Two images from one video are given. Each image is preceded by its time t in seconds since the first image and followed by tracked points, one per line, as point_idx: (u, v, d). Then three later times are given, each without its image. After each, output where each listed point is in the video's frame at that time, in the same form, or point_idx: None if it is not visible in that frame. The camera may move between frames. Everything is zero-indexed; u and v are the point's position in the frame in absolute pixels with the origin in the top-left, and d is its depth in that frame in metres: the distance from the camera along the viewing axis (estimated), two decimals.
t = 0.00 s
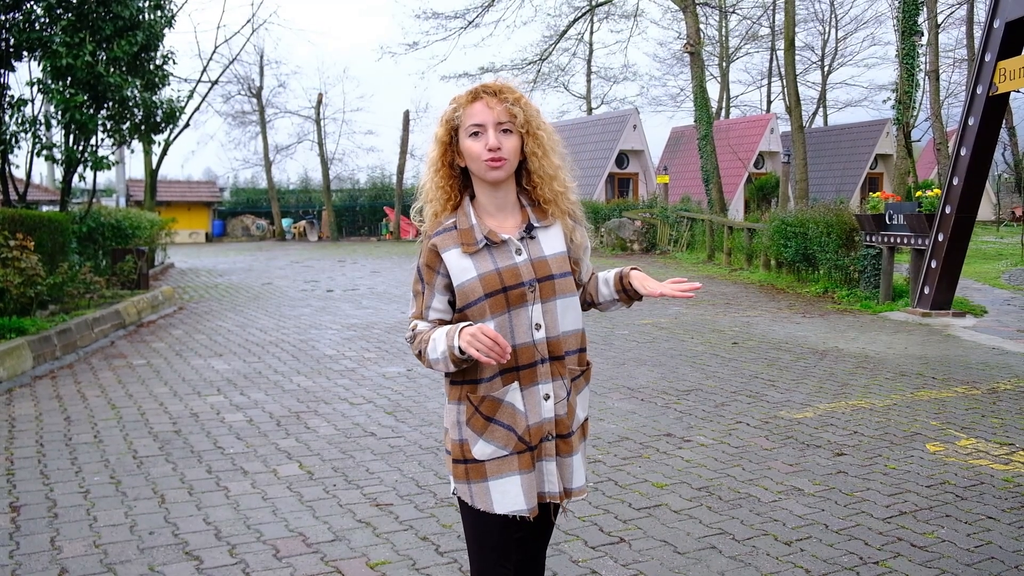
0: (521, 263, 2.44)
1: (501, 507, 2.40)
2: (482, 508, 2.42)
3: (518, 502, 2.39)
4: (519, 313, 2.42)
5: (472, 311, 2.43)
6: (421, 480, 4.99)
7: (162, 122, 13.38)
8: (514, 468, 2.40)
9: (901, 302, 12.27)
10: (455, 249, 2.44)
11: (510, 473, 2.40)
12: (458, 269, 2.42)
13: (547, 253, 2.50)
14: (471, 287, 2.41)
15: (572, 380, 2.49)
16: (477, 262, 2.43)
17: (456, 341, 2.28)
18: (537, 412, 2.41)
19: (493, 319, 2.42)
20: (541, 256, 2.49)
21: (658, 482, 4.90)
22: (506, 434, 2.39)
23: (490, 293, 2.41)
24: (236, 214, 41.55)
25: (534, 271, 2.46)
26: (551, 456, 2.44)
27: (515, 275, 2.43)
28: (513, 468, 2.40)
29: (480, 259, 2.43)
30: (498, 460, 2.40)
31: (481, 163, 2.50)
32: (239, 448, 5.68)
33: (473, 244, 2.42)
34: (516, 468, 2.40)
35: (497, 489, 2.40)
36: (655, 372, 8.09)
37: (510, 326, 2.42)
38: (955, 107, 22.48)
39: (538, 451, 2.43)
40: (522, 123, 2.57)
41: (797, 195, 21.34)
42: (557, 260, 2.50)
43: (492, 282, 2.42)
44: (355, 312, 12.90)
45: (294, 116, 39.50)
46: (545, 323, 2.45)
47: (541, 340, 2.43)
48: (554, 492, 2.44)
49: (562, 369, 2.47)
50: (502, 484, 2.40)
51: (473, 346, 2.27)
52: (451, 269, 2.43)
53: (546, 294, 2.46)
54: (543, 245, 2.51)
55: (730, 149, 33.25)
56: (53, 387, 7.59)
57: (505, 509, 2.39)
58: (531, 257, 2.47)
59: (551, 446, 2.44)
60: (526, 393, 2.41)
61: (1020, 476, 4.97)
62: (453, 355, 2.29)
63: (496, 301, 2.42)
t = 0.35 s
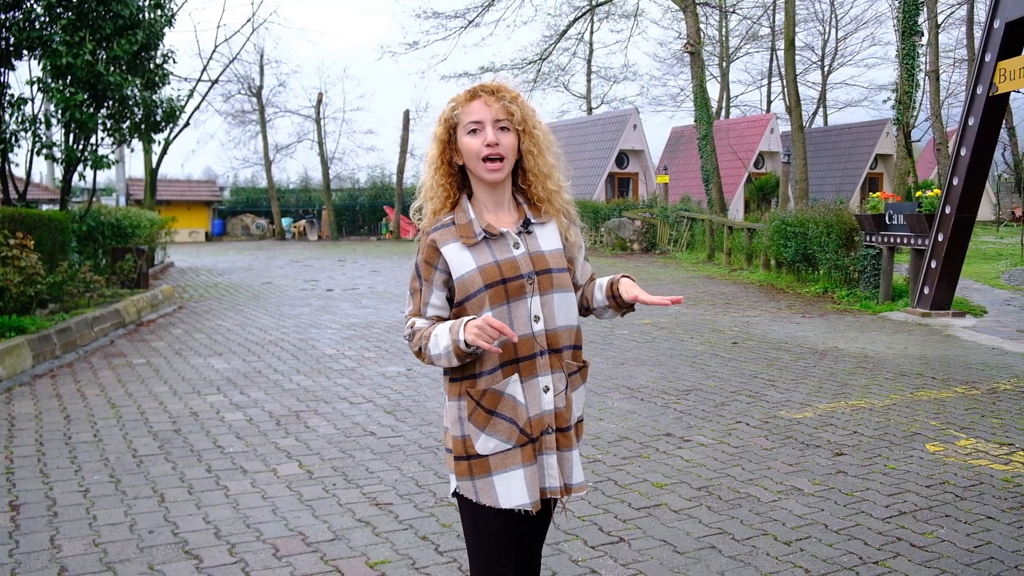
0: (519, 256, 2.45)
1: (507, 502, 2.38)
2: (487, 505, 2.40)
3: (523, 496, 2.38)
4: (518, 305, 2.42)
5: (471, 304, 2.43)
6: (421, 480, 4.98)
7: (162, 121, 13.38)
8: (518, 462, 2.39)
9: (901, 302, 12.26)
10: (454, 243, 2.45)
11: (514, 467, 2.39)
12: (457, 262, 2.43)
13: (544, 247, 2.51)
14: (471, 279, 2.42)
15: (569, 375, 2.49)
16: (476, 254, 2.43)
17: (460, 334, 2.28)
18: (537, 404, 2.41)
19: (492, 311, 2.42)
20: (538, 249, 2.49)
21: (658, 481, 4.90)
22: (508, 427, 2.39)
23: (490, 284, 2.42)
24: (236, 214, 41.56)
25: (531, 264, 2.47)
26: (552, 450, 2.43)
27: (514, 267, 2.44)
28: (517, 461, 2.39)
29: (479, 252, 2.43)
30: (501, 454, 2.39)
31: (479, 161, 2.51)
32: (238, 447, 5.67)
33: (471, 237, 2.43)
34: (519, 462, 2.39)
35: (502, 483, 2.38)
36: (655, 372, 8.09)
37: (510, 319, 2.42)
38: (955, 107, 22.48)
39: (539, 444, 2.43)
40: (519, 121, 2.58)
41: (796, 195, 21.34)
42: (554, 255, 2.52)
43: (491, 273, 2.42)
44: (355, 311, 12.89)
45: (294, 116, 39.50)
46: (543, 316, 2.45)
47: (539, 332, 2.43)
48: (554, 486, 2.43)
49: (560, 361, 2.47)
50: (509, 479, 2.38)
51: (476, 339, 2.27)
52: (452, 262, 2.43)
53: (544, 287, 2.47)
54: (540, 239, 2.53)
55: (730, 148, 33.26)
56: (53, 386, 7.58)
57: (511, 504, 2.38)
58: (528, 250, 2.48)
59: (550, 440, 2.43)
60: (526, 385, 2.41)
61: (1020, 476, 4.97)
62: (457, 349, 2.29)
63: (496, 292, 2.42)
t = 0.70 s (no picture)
0: (508, 256, 2.50)
1: (481, 478, 2.43)
2: (463, 480, 2.45)
3: (496, 472, 2.43)
4: (502, 300, 2.47)
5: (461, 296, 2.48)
6: (421, 482, 4.98)
7: (163, 122, 13.38)
8: (492, 441, 2.45)
9: (901, 306, 12.26)
10: (451, 239, 2.49)
11: (489, 445, 2.44)
12: (451, 257, 2.48)
13: (532, 252, 2.55)
14: (461, 272, 2.47)
15: (544, 368, 2.53)
16: (469, 250, 2.48)
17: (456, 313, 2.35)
18: (513, 390, 2.48)
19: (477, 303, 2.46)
20: (527, 253, 2.54)
21: (658, 484, 4.90)
22: (485, 409, 2.45)
23: (478, 278, 2.47)
24: (236, 214, 41.53)
25: (519, 264, 2.51)
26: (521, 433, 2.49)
27: (502, 266, 2.48)
28: (492, 440, 2.45)
29: (472, 249, 2.48)
30: (478, 433, 2.45)
31: (485, 175, 2.53)
32: (239, 448, 5.67)
33: (467, 235, 2.48)
34: (494, 441, 2.45)
35: (477, 460, 2.44)
36: (655, 375, 8.09)
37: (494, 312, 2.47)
38: (956, 110, 22.47)
39: (511, 427, 2.49)
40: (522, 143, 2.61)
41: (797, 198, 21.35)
42: (540, 259, 2.55)
43: (481, 269, 2.47)
44: (356, 313, 12.89)
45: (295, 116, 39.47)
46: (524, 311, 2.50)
47: (520, 326, 2.48)
48: (520, 464, 2.49)
49: (536, 354, 2.52)
50: (483, 455, 2.44)
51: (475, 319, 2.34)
52: (446, 257, 2.48)
53: (527, 286, 2.51)
54: (530, 245, 2.56)
55: (730, 151, 33.27)
56: (53, 386, 7.58)
57: (484, 479, 2.43)
58: (517, 253, 2.52)
59: (520, 423, 2.49)
60: (503, 372, 2.47)
61: (1020, 480, 4.97)
62: (453, 326, 2.35)
63: (483, 286, 2.47)
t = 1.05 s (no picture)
0: (503, 258, 2.50)
1: (479, 479, 2.45)
2: (462, 482, 2.46)
3: (493, 474, 2.45)
4: (497, 301, 2.47)
5: (453, 296, 2.47)
6: (424, 482, 4.99)
7: (165, 123, 13.40)
8: (491, 442, 2.46)
9: (903, 307, 12.25)
10: (446, 240, 2.53)
11: (487, 447, 2.46)
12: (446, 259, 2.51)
13: (528, 252, 2.53)
14: (455, 273, 2.47)
15: (542, 370, 2.51)
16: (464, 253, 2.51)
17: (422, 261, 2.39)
18: (509, 391, 2.47)
19: (470, 304, 2.46)
20: (523, 254, 2.52)
21: (660, 485, 4.90)
22: (481, 411, 2.46)
23: (472, 279, 2.47)
24: (238, 215, 41.52)
25: (513, 265, 2.50)
26: (518, 434, 2.49)
27: (497, 267, 2.49)
28: (489, 442, 2.46)
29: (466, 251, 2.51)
30: (476, 435, 2.46)
31: (477, 179, 2.55)
32: (241, 448, 5.68)
33: (463, 238, 2.52)
34: (491, 443, 2.46)
35: (475, 461, 2.45)
36: (657, 375, 8.09)
37: (489, 313, 2.47)
38: (958, 111, 22.45)
39: (508, 429, 2.49)
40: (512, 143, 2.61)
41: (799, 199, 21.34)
42: (536, 260, 2.53)
43: (475, 270, 2.48)
44: (357, 313, 12.89)
45: (296, 117, 39.45)
46: (521, 313, 2.49)
47: (516, 327, 2.47)
48: (517, 467, 2.49)
49: (534, 356, 2.50)
50: (480, 457, 2.45)
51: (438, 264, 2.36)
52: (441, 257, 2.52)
53: (523, 287, 2.50)
54: (527, 246, 2.55)
55: (732, 151, 33.27)
56: (56, 387, 7.59)
57: (482, 480, 2.44)
58: (512, 254, 2.51)
59: (518, 425, 2.49)
60: (499, 374, 2.47)
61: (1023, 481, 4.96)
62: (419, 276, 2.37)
63: (478, 288, 2.47)
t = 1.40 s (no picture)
0: (509, 263, 2.50)
1: (492, 491, 2.43)
2: (474, 493, 2.45)
3: (507, 485, 2.44)
4: (506, 308, 2.47)
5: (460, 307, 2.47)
6: (426, 484, 4.99)
7: (168, 124, 13.41)
8: (503, 453, 2.45)
9: (907, 307, 12.24)
10: (450, 252, 2.51)
11: (500, 458, 2.44)
12: (450, 270, 2.50)
13: (535, 256, 2.54)
14: (462, 283, 2.48)
15: (555, 375, 2.52)
16: (468, 262, 2.50)
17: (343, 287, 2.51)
18: (522, 399, 2.47)
19: (481, 314, 2.46)
20: (529, 258, 2.52)
21: (664, 486, 4.90)
22: (493, 420, 2.44)
23: (479, 288, 2.47)
24: (241, 216, 41.57)
25: (520, 270, 2.50)
26: (533, 443, 2.49)
27: (504, 274, 2.48)
28: (502, 453, 2.45)
29: (471, 260, 2.50)
30: (488, 445, 2.45)
31: (481, 190, 2.54)
32: (244, 449, 5.68)
33: (466, 247, 2.50)
34: (504, 453, 2.45)
35: (488, 472, 2.44)
36: (661, 376, 8.09)
37: (498, 320, 2.46)
38: (961, 111, 22.42)
39: (522, 437, 2.49)
40: (514, 151, 2.60)
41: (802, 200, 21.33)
42: (543, 264, 2.53)
43: (482, 278, 2.48)
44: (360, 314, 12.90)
45: (299, 118, 39.51)
46: (531, 319, 2.49)
47: (526, 334, 2.47)
48: (534, 476, 2.49)
49: (546, 361, 2.51)
50: (493, 468, 2.44)
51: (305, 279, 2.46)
52: (445, 268, 2.50)
53: (532, 292, 2.50)
54: (532, 249, 2.55)
55: (735, 152, 33.26)
56: (59, 388, 7.60)
57: (495, 492, 2.43)
58: (519, 259, 2.51)
59: (532, 433, 2.49)
60: (512, 382, 2.47)
61: None
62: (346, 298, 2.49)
63: (485, 296, 2.47)
